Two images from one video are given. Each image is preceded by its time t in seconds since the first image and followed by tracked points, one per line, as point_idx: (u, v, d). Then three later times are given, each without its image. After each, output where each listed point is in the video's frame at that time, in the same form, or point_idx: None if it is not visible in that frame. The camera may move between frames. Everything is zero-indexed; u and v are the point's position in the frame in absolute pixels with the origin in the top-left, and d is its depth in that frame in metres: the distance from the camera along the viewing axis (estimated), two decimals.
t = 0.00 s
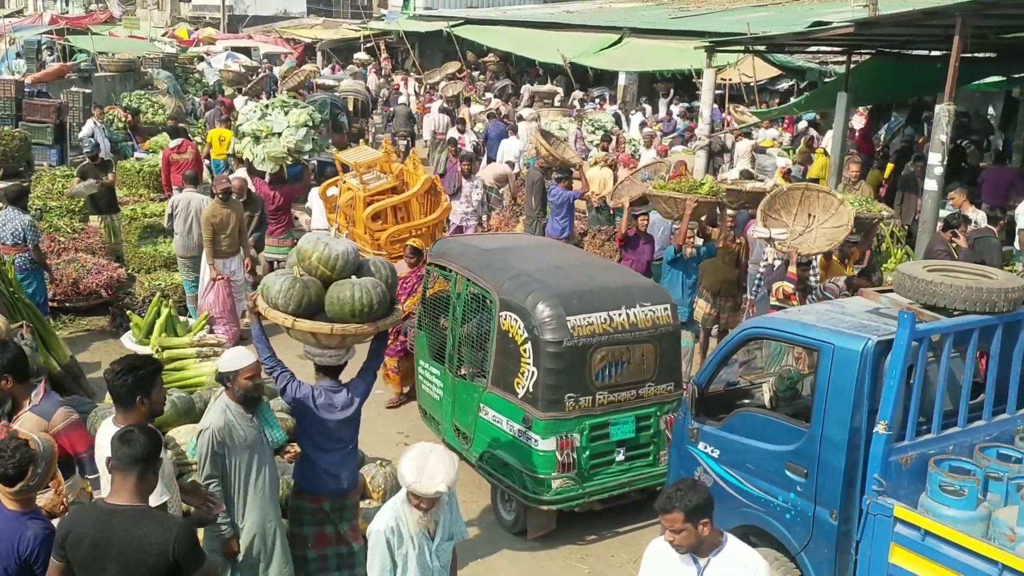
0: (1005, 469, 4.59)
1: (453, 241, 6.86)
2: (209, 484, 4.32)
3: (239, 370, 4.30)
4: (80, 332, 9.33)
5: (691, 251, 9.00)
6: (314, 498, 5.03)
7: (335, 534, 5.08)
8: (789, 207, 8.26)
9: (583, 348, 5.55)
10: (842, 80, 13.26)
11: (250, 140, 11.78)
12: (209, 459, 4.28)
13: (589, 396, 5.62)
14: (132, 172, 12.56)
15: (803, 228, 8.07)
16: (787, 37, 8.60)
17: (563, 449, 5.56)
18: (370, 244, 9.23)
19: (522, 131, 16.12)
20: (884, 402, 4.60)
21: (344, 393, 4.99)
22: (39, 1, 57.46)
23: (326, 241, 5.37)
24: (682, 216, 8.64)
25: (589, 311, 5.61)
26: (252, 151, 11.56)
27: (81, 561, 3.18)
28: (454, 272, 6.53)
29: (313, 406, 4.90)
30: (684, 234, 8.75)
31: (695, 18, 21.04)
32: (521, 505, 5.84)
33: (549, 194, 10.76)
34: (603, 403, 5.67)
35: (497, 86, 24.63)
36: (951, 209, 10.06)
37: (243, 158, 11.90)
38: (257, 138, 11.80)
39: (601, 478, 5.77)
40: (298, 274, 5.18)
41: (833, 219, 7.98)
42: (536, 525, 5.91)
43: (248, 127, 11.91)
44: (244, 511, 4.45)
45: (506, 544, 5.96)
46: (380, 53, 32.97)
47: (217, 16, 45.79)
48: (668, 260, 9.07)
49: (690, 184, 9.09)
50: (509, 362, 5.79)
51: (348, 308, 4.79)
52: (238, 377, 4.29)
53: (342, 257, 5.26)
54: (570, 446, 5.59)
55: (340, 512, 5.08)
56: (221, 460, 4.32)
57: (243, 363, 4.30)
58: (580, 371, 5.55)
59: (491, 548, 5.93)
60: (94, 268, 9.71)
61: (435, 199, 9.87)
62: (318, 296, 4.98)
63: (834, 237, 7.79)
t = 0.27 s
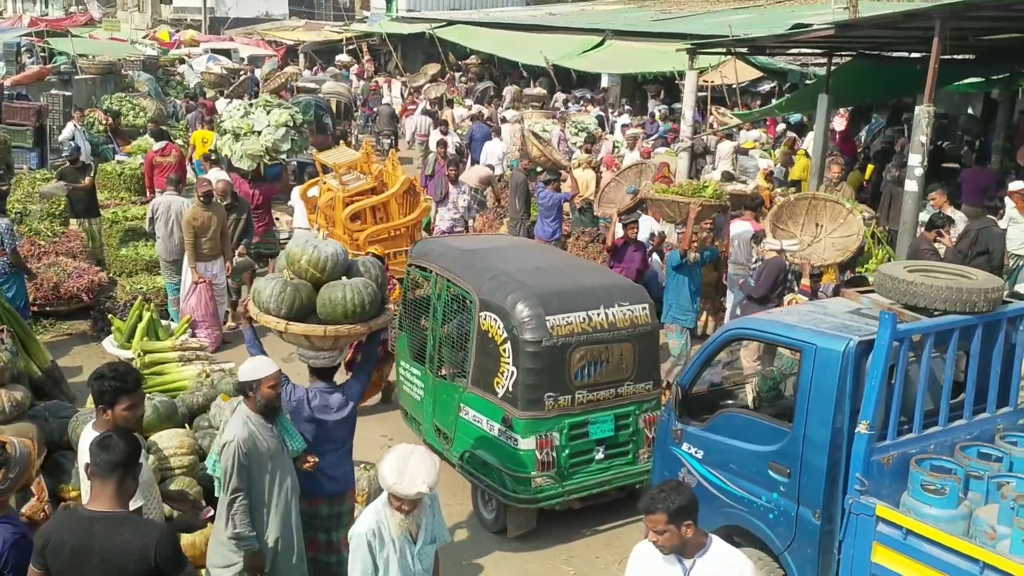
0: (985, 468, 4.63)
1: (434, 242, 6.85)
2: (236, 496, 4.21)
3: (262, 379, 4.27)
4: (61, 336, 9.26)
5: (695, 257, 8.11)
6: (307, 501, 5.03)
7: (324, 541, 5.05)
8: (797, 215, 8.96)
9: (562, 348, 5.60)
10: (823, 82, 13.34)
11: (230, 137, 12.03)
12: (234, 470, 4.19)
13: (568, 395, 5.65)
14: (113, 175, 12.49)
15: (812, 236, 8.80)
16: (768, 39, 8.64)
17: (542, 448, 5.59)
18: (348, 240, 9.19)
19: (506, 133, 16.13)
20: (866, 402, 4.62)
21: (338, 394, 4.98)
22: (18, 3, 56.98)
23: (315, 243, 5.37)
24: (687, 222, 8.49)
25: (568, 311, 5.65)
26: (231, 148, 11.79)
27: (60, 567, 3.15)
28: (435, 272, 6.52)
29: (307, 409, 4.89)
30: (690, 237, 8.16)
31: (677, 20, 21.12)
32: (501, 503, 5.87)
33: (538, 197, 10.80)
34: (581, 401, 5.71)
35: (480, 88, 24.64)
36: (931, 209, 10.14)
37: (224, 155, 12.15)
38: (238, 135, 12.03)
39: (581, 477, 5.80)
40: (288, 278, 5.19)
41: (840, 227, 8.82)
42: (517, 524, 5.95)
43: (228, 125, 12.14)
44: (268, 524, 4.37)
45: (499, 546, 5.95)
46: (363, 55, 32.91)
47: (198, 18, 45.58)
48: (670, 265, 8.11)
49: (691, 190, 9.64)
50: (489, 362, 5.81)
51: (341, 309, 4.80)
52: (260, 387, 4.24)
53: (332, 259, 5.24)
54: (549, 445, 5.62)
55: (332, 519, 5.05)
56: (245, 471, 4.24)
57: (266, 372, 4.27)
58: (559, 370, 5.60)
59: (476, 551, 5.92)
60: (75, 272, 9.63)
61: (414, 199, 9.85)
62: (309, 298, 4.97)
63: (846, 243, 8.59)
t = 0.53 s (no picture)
0: (964, 464, 4.67)
1: (414, 241, 6.85)
2: (265, 501, 4.16)
3: (285, 382, 4.22)
4: (41, 339, 9.20)
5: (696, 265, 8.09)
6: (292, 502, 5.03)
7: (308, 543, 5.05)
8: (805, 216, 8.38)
9: (540, 346, 5.63)
10: (803, 82, 13.41)
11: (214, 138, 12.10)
12: (264, 475, 4.13)
13: (545, 393, 5.70)
14: (93, 177, 12.43)
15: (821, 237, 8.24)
16: (748, 40, 8.68)
17: (521, 445, 5.64)
18: (325, 239, 9.28)
19: (488, 133, 16.13)
20: (846, 399, 4.65)
21: (324, 395, 4.96)
22: None
23: (300, 244, 5.37)
24: (690, 227, 8.33)
25: (546, 309, 5.68)
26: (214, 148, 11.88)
27: (39, 572, 3.13)
28: (414, 271, 6.51)
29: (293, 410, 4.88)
30: (692, 245, 8.06)
31: (659, 21, 21.20)
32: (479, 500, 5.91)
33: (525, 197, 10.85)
34: (559, 399, 5.76)
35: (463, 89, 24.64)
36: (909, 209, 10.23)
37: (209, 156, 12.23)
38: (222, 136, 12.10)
39: (559, 473, 5.85)
40: (273, 278, 5.18)
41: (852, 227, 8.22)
42: (495, 521, 5.99)
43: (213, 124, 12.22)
44: (288, 524, 4.37)
45: (485, 546, 5.97)
46: (345, 55, 32.84)
47: (179, 19, 45.36)
48: (672, 272, 8.05)
49: (696, 194, 9.28)
50: (467, 361, 5.84)
51: (325, 310, 4.80)
52: (286, 391, 4.20)
53: (317, 259, 5.23)
54: (527, 442, 5.68)
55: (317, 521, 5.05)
56: (272, 475, 4.19)
57: (290, 375, 4.21)
58: (537, 368, 5.64)
59: (460, 551, 5.93)
60: (55, 275, 9.57)
61: (392, 199, 9.87)
62: (293, 299, 4.96)
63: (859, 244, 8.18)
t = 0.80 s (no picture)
0: (942, 460, 4.72)
1: (389, 239, 6.87)
2: (286, 504, 4.29)
3: (319, 390, 4.30)
4: (20, 342, 9.14)
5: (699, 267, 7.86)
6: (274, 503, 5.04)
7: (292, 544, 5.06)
8: (811, 221, 8.11)
9: (515, 342, 5.69)
10: (782, 82, 13.49)
11: (198, 138, 12.16)
12: (287, 480, 4.25)
13: (521, 389, 5.77)
14: (71, 178, 12.36)
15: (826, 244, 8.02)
16: (727, 40, 8.72)
17: (496, 441, 5.71)
18: (302, 237, 9.32)
19: (469, 133, 16.14)
20: (825, 395, 4.69)
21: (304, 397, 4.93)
22: None
23: (282, 244, 5.34)
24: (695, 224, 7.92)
25: (521, 307, 5.74)
26: (198, 147, 11.94)
27: None
28: (390, 269, 6.52)
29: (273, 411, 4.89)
30: (697, 247, 7.81)
31: (639, 21, 21.26)
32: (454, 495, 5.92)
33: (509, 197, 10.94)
34: (535, 395, 5.82)
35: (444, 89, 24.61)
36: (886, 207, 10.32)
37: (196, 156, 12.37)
38: (205, 135, 12.16)
39: (534, 469, 5.93)
40: (253, 278, 5.17)
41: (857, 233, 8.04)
42: (471, 515, 6.03)
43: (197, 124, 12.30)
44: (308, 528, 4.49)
45: (469, 546, 5.98)
46: (325, 55, 32.78)
47: (158, 19, 45.14)
48: (675, 276, 7.86)
49: (699, 198, 8.75)
50: (444, 358, 5.87)
51: (303, 311, 4.78)
52: (317, 398, 4.29)
53: (297, 260, 5.21)
54: (502, 438, 5.74)
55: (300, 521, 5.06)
56: (295, 480, 4.30)
57: (324, 383, 4.29)
58: (512, 364, 5.70)
59: (441, 550, 5.94)
60: (33, 277, 9.50)
61: (369, 197, 10.02)
62: (272, 300, 4.94)
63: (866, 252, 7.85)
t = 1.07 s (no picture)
0: (919, 456, 4.76)
1: (361, 236, 7.10)
2: (302, 498, 4.43)
3: (349, 389, 4.45)
4: None
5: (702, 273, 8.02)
6: (253, 504, 5.03)
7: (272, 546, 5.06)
8: (815, 222, 7.60)
9: (484, 338, 5.96)
10: (760, 82, 13.57)
11: (179, 137, 12.27)
12: (304, 473, 4.39)
13: (490, 383, 6.03)
14: (48, 180, 12.26)
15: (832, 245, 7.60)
16: (704, 40, 8.77)
17: (465, 435, 5.95)
18: (279, 237, 9.40)
19: (449, 134, 16.13)
20: (803, 392, 4.72)
21: (283, 398, 4.93)
22: None
23: (259, 245, 5.31)
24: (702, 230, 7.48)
25: (490, 303, 6.01)
26: (178, 147, 12.05)
27: None
28: (362, 266, 6.76)
29: (251, 412, 4.89)
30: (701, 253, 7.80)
31: (618, 21, 21.33)
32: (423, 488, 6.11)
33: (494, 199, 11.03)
34: (503, 389, 6.09)
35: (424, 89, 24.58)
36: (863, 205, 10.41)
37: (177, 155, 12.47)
38: (186, 134, 12.26)
39: (503, 462, 6.16)
40: (230, 279, 5.14)
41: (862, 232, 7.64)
42: (440, 508, 6.17)
43: (179, 124, 12.37)
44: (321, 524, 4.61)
45: (451, 546, 5.98)
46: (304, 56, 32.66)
47: (135, 20, 44.80)
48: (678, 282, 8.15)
49: (704, 202, 7.99)
50: (415, 353, 6.13)
51: (280, 312, 4.76)
52: (347, 395, 4.44)
53: (274, 260, 5.19)
54: (472, 432, 5.98)
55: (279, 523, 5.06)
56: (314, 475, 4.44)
57: (354, 382, 4.44)
58: (481, 359, 5.97)
59: (422, 550, 5.94)
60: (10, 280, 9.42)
61: (345, 197, 10.13)
62: (251, 301, 4.92)
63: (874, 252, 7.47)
